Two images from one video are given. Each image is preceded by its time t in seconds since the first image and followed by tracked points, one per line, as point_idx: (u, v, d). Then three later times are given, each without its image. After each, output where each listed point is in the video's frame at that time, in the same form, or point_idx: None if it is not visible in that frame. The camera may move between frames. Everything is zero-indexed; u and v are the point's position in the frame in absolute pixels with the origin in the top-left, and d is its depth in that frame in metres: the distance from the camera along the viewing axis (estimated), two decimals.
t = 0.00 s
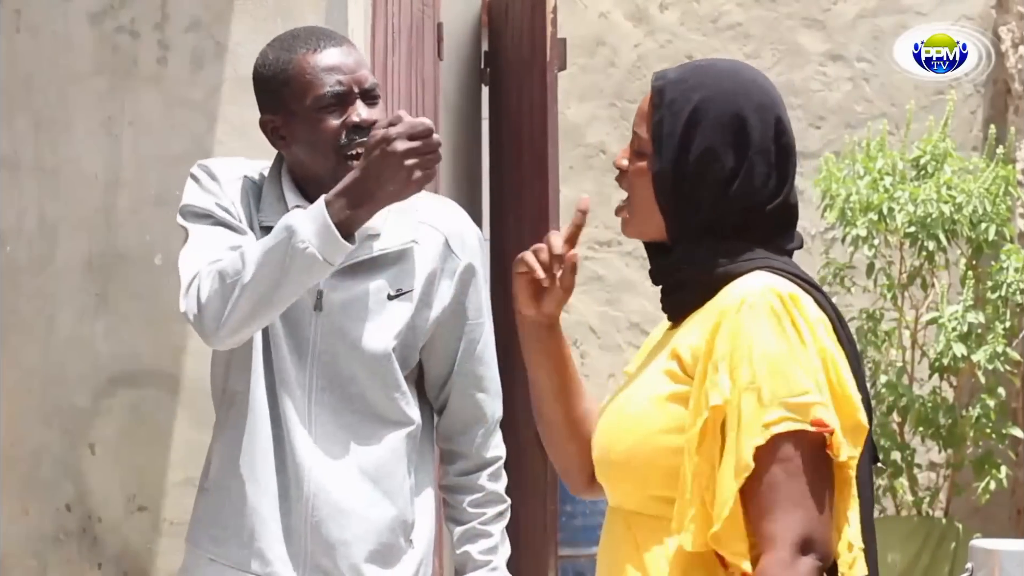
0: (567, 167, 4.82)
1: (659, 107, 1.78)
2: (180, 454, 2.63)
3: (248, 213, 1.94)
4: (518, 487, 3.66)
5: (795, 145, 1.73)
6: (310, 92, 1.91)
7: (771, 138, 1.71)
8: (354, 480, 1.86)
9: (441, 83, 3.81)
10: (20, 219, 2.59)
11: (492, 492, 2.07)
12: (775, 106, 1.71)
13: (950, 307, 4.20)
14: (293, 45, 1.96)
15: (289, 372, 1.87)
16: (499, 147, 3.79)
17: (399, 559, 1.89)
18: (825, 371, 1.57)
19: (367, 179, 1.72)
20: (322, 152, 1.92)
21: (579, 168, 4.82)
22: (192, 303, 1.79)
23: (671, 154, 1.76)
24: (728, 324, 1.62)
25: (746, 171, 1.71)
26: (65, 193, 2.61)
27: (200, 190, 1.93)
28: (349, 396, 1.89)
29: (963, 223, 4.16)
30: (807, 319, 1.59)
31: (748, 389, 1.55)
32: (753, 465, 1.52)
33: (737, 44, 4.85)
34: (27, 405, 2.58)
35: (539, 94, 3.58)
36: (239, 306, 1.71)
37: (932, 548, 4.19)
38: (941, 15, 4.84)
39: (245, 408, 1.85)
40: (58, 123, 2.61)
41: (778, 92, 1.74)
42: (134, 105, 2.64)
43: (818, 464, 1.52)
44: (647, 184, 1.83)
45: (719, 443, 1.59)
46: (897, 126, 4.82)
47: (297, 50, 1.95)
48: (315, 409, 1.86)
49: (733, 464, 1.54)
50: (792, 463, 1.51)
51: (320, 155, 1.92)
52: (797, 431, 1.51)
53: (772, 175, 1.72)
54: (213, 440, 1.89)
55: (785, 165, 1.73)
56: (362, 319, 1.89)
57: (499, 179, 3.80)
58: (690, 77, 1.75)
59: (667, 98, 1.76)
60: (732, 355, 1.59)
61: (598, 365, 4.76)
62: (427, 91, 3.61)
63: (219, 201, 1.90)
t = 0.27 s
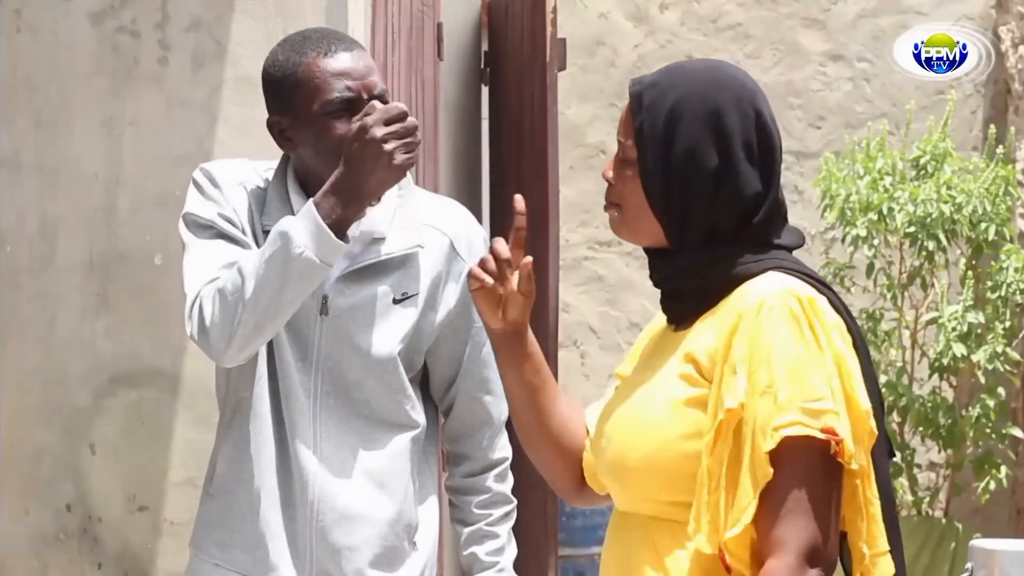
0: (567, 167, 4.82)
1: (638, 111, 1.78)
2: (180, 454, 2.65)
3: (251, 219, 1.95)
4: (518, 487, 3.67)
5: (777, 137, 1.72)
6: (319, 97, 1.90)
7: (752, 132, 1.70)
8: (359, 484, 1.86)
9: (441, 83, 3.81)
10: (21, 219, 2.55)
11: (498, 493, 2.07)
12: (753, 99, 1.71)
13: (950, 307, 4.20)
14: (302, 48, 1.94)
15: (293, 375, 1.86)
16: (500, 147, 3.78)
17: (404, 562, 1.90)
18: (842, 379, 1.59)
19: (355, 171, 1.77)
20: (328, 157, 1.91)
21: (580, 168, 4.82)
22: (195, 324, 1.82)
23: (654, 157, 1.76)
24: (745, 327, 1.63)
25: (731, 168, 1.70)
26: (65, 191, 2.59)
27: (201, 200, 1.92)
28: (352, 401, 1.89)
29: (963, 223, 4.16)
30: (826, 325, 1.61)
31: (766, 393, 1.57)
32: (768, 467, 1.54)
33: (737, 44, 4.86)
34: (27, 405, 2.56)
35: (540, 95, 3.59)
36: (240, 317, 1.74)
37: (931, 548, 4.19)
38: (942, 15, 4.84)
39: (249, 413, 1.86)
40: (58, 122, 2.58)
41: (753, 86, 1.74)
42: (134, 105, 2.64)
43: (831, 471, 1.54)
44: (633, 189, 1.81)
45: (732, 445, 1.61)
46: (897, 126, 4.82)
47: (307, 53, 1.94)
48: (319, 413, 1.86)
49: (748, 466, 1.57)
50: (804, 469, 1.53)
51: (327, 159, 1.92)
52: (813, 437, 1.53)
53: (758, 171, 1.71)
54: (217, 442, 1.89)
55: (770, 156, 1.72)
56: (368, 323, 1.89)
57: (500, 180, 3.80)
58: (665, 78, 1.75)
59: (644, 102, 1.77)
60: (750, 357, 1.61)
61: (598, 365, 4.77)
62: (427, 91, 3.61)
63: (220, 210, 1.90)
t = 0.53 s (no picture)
0: (567, 167, 4.82)
1: (662, 105, 1.76)
2: (180, 454, 2.66)
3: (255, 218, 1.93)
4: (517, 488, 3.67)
5: (799, 150, 1.72)
6: (317, 88, 1.92)
7: (776, 141, 1.70)
8: (359, 485, 1.86)
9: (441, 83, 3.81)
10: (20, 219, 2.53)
11: (496, 494, 2.08)
12: (780, 109, 1.71)
13: (950, 307, 4.20)
14: (301, 42, 1.96)
15: (295, 375, 1.85)
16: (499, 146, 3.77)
17: (405, 563, 1.90)
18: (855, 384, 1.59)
19: (378, 232, 1.72)
20: (329, 148, 1.91)
21: (580, 168, 4.82)
22: (200, 319, 1.80)
23: (676, 153, 1.74)
24: (759, 331, 1.62)
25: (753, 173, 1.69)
26: (66, 190, 2.57)
27: (205, 197, 1.91)
28: (354, 401, 1.89)
29: (962, 223, 4.16)
30: (839, 329, 1.61)
31: (782, 398, 1.56)
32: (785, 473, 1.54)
33: (737, 44, 4.85)
34: (27, 405, 2.54)
35: (538, 93, 3.60)
36: (248, 336, 1.73)
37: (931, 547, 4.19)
38: (942, 15, 4.84)
39: (253, 412, 1.84)
40: (58, 120, 2.57)
41: (780, 94, 1.74)
42: (135, 105, 2.64)
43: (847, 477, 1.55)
44: (649, 183, 1.79)
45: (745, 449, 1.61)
46: (897, 126, 4.82)
47: (306, 47, 1.96)
48: (321, 413, 1.86)
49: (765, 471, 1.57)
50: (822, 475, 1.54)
51: (328, 152, 1.91)
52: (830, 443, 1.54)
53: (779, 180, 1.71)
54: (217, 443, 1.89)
55: (790, 168, 1.72)
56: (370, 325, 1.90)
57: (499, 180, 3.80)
58: (693, 74, 1.73)
59: (670, 96, 1.75)
60: (764, 361, 1.60)
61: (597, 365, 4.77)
62: (427, 91, 3.61)
63: (224, 207, 1.89)
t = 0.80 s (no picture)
0: (567, 167, 4.82)
1: (690, 102, 1.76)
2: (180, 454, 2.65)
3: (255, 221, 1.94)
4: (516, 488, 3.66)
5: (821, 157, 1.74)
6: (323, 95, 1.89)
7: (801, 148, 1.72)
8: (361, 487, 1.85)
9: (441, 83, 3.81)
10: (20, 219, 2.53)
11: (495, 495, 2.08)
12: (806, 118, 1.74)
13: (950, 307, 4.20)
14: (310, 46, 1.94)
15: (297, 379, 1.84)
16: (499, 147, 3.77)
17: (406, 564, 1.90)
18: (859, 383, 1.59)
19: (369, 195, 1.74)
20: (333, 157, 1.91)
21: (579, 168, 4.82)
22: (207, 333, 1.80)
23: (702, 152, 1.74)
24: (762, 329, 1.62)
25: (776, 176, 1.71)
26: (65, 191, 2.57)
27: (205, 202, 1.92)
28: (356, 404, 1.88)
29: (963, 223, 4.16)
30: (842, 328, 1.61)
31: (785, 396, 1.57)
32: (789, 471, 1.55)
33: (737, 43, 4.85)
34: (27, 405, 2.54)
35: (539, 94, 3.60)
36: (255, 342, 1.73)
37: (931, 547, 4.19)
38: (942, 15, 4.84)
39: (256, 417, 1.84)
40: (57, 120, 2.57)
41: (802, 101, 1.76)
42: (135, 105, 2.64)
43: (850, 476, 1.55)
44: (671, 179, 1.78)
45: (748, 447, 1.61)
46: (897, 126, 4.82)
47: (314, 51, 1.93)
48: (323, 416, 1.85)
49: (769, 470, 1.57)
50: (826, 473, 1.54)
51: (332, 160, 1.91)
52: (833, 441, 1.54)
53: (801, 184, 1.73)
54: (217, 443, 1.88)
55: (811, 173, 1.74)
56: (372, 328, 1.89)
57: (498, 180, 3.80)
58: (722, 74, 1.74)
59: (699, 94, 1.75)
60: (767, 359, 1.60)
61: (597, 365, 4.77)
62: (427, 91, 3.61)
63: (224, 213, 1.89)
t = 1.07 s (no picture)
0: (567, 167, 4.82)
1: (674, 107, 1.77)
2: (180, 454, 2.65)
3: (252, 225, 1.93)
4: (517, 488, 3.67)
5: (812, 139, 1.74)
6: (323, 101, 1.89)
7: (790, 131, 1.72)
8: (360, 490, 1.86)
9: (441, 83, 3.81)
10: (20, 219, 2.54)
11: (495, 497, 2.08)
12: (792, 100, 1.73)
13: (950, 307, 4.20)
14: (313, 49, 1.93)
15: (293, 383, 1.84)
16: (499, 147, 3.78)
17: (406, 565, 1.91)
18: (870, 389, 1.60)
19: (368, 236, 1.72)
20: (329, 163, 1.90)
21: (580, 168, 4.82)
22: (198, 343, 1.80)
23: (692, 155, 1.75)
24: (775, 330, 1.63)
25: (768, 167, 1.71)
26: (65, 191, 2.57)
27: (201, 208, 1.92)
28: (353, 407, 1.88)
29: (962, 223, 4.16)
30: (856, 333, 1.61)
31: (796, 398, 1.57)
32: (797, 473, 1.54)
33: (737, 43, 4.85)
34: (27, 405, 2.54)
35: (539, 94, 3.59)
36: (248, 358, 1.73)
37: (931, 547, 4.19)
38: (942, 15, 4.84)
39: (252, 421, 1.84)
40: (58, 120, 2.57)
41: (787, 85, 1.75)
42: (134, 105, 2.63)
43: (857, 481, 1.55)
44: (667, 187, 1.80)
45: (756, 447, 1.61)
46: (897, 126, 4.82)
47: (315, 55, 1.92)
48: (319, 420, 1.85)
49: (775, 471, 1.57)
50: (833, 477, 1.54)
51: (329, 166, 1.90)
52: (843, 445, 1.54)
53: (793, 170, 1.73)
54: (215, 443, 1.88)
55: (803, 156, 1.74)
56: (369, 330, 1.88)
57: (498, 180, 3.80)
58: (702, 73, 1.75)
59: (681, 98, 1.76)
60: (779, 360, 1.60)
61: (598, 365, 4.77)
62: (427, 91, 3.61)
63: (220, 219, 1.89)
